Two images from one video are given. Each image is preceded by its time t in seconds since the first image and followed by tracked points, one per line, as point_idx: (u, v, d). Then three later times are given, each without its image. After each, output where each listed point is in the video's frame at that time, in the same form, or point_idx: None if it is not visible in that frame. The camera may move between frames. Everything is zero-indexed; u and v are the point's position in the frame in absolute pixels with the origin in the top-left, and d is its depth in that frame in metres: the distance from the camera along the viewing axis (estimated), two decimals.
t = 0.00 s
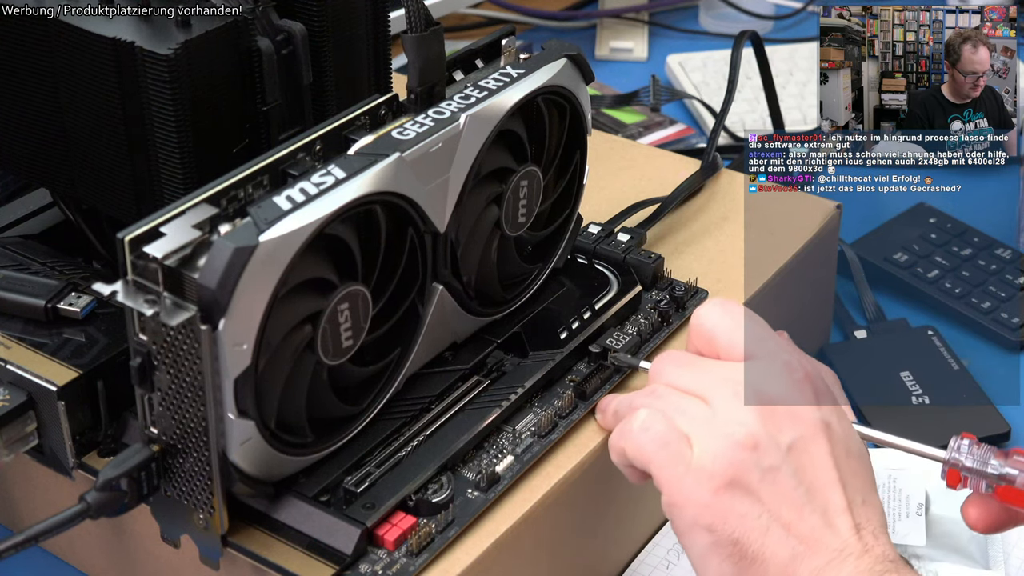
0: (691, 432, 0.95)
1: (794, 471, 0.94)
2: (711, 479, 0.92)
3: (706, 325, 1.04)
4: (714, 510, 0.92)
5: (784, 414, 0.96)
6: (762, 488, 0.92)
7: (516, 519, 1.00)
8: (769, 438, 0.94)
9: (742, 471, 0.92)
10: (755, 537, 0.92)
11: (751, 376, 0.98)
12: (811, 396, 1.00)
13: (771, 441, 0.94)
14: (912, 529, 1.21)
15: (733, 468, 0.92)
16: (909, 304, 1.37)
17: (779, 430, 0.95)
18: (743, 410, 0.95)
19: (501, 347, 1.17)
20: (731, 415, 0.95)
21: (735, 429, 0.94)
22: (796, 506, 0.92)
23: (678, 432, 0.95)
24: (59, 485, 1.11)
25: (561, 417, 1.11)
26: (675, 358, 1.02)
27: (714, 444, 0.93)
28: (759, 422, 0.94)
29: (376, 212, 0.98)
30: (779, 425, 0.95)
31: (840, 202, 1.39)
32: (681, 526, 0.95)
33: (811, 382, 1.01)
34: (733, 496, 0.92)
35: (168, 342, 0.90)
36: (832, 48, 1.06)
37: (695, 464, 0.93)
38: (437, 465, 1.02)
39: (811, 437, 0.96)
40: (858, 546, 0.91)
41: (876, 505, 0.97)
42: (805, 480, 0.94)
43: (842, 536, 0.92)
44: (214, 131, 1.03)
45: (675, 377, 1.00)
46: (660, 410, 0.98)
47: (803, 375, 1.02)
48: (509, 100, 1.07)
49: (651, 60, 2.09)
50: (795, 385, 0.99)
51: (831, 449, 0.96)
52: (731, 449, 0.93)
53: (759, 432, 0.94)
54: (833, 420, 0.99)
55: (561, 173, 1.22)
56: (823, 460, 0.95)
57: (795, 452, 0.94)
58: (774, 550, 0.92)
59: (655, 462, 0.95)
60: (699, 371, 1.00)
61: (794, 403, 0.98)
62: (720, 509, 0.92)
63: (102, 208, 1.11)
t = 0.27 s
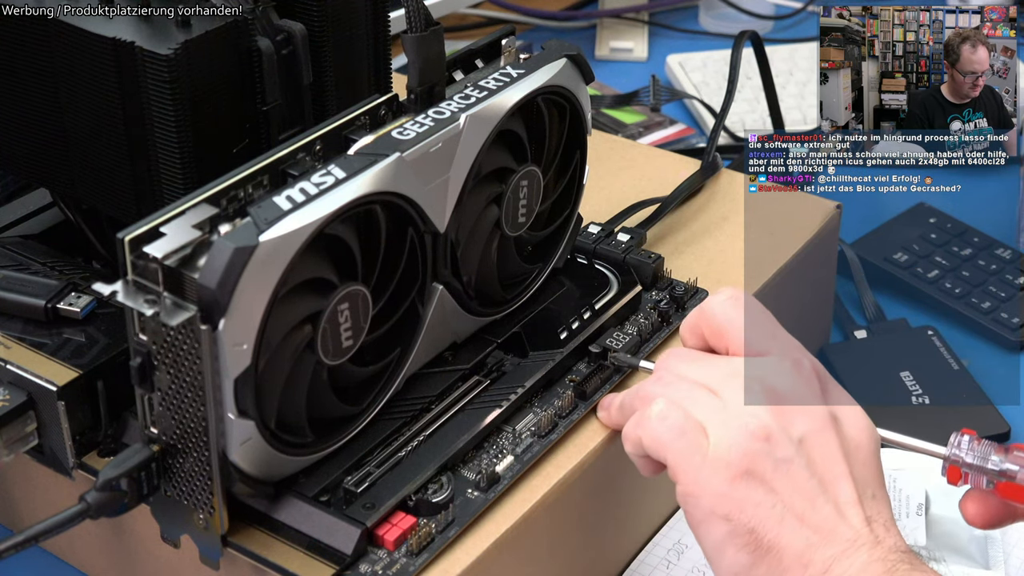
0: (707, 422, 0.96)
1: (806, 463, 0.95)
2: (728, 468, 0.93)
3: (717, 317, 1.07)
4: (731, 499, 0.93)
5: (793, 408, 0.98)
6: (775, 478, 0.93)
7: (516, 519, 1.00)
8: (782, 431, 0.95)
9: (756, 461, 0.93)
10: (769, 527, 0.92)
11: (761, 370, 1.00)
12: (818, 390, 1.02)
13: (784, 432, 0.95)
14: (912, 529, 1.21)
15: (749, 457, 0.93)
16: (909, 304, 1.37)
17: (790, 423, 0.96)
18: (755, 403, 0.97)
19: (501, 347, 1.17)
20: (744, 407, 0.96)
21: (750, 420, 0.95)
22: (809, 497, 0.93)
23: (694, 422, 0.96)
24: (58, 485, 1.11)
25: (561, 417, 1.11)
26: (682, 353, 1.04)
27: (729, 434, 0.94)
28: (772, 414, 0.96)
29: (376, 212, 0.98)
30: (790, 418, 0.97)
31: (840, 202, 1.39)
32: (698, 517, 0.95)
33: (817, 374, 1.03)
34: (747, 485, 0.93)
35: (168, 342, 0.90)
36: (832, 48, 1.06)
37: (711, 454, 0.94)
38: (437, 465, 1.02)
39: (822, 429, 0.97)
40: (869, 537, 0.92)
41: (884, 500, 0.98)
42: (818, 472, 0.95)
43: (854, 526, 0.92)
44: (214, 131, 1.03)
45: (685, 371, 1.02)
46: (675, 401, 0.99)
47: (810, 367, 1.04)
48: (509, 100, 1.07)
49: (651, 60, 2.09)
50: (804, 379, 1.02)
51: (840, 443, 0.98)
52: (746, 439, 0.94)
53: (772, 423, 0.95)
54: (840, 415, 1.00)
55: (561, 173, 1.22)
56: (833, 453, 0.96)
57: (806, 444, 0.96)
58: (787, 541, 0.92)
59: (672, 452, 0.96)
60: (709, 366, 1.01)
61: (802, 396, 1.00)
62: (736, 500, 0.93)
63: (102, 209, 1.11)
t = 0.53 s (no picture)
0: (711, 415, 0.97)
1: (809, 456, 0.95)
2: (733, 461, 0.94)
3: (718, 316, 1.07)
4: (735, 492, 0.94)
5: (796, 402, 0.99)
6: (780, 471, 0.94)
7: (516, 519, 1.00)
8: (785, 425, 0.96)
9: (761, 455, 0.94)
10: (774, 519, 0.93)
11: (765, 365, 1.01)
12: (821, 384, 1.03)
13: (787, 426, 0.96)
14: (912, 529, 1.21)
15: (753, 451, 0.94)
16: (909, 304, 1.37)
17: (793, 416, 0.97)
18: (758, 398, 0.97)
19: (501, 347, 1.17)
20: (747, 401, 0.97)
21: (753, 414, 0.96)
22: (813, 490, 0.94)
23: (698, 416, 0.97)
24: (58, 485, 1.11)
25: (560, 417, 1.11)
26: (684, 351, 1.04)
27: (734, 428, 0.95)
28: (776, 408, 0.97)
29: (376, 213, 0.98)
30: (793, 411, 0.97)
31: (840, 202, 1.39)
32: (703, 511, 0.96)
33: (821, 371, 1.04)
34: (752, 478, 0.94)
35: (167, 342, 0.90)
36: (832, 48, 1.06)
37: (715, 448, 0.95)
38: (436, 465, 1.02)
39: (826, 422, 0.98)
40: (874, 529, 0.93)
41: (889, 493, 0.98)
42: (822, 464, 0.95)
43: (858, 518, 0.93)
44: (213, 131, 1.03)
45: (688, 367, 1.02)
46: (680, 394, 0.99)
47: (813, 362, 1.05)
48: (508, 100, 1.07)
49: (651, 60, 2.09)
50: (807, 374, 1.02)
51: (844, 436, 0.98)
52: (750, 432, 0.95)
53: (776, 417, 0.96)
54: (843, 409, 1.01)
55: (561, 172, 1.23)
56: (836, 446, 0.97)
57: (810, 436, 0.96)
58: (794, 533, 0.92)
59: (677, 447, 0.97)
60: (711, 362, 1.01)
61: (806, 392, 1.01)
62: (739, 492, 0.94)
63: (102, 209, 1.11)
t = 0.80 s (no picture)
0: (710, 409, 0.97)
1: (807, 449, 0.95)
2: (732, 453, 0.94)
3: (714, 313, 1.07)
4: (733, 484, 0.94)
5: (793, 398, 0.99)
6: (778, 464, 0.94)
7: (516, 519, 1.00)
8: (783, 419, 0.96)
9: (758, 447, 0.94)
10: (774, 511, 0.93)
11: (762, 361, 1.01)
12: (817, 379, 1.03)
13: (785, 419, 0.96)
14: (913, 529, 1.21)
15: (751, 443, 0.94)
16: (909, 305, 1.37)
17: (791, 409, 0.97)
18: (755, 393, 0.98)
19: (501, 347, 1.17)
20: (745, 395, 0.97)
21: (751, 408, 0.96)
22: (811, 482, 0.94)
23: (697, 409, 0.97)
24: (57, 484, 1.11)
25: (559, 417, 1.11)
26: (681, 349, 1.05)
27: (732, 420, 0.95)
28: (774, 404, 0.97)
29: (376, 213, 0.98)
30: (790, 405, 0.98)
31: (840, 202, 1.39)
32: (703, 505, 0.96)
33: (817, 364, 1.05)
34: (750, 470, 0.94)
35: (167, 342, 0.89)
36: (832, 48, 1.06)
37: (713, 441, 0.95)
38: (436, 465, 1.02)
39: (823, 416, 0.98)
40: (874, 521, 0.93)
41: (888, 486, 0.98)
42: (820, 457, 0.96)
43: (858, 510, 0.93)
44: (213, 131, 1.03)
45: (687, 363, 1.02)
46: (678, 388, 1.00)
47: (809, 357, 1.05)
48: (508, 100, 1.07)
49: (651, 60, 2.09)
50: (804, 368, 1.03)
51: (841, 429, 0.98)
52: (748, 424, 0.95)
53: (774, 411, 0.96)
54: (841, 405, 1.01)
55: (561, 172, 1.23)
56: (833, 439, 0.97)
57: (807, 430, 0.97)
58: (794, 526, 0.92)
59: (675, 440, 0.97)
60: (709, 357, 1.02)
61: (803, 387, 1.01)
62: (738, 484, 0.94)
63: (101, 209, 1.11)
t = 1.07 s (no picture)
0: (706, 408, 0.97)
1: (804, 448, 0.95)
2: (728, 453, 0.94)
3: (711, 312, 1.07)
4: (730, 484, 0.94)
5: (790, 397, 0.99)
6: (775, 463, 0.94)
7: (516, 519, 1.00)
8: (779, 419, 0.96)
9: (755, 446, 0.94)
10: (770, 511, 0.93)
11: (758, 361, 1.02)
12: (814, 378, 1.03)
13: (782, 418, 0.96)
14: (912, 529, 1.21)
15: (747, 443, 0.95)
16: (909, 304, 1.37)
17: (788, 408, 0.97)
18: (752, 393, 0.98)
19: (501, 347, 1.17)
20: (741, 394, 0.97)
21: (748, 408, 0.96)
22: (808, 482, 0.94)
23: (694, 408, 0.97)
24: (56, 484, 1.11)
25: (559, 417, 1.11)
26: (680, 349, 1.05)
27: (729, 419, 0.96)
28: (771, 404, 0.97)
29: (376, 213, 0.98)
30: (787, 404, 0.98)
31: (840, 202, 1.39)
32: (700, 505, 0.96)
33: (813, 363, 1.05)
34: (746, 470, 0.94)
35: (167, 342, 0.89)
36: (832, 48, 1.06)
37: (710, 441, 0.96)
38: (435, 465, 1.02)
39: (820, 416, 0.98)
40: (872, 520, 0.92)
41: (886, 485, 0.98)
42: (817, 456, 0.96)
43: (856, 509, 0.93)
44: (213, 131, 1.03)
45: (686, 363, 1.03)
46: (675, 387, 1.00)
47: (805, 356, 1.05)
48: (508, 100, 1.07)
49: (651, 60, 2.08)
50: (800, 367, 1.03)
51: (838, 427, 0.98)
52: (745, 424, 0.95)
53: (771, 411, 0.96)
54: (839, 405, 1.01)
55: (561, 172, 1.23)
56: (830, 438, 0.97)
57: (804, 429, 0.97)
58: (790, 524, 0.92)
59: (672, 440, 0.97)
60: (706, 358, 1.02)
61: (800, 386, 1.01)
62: (734, 484, 0.94)
63: (101, 208, 1.11)
